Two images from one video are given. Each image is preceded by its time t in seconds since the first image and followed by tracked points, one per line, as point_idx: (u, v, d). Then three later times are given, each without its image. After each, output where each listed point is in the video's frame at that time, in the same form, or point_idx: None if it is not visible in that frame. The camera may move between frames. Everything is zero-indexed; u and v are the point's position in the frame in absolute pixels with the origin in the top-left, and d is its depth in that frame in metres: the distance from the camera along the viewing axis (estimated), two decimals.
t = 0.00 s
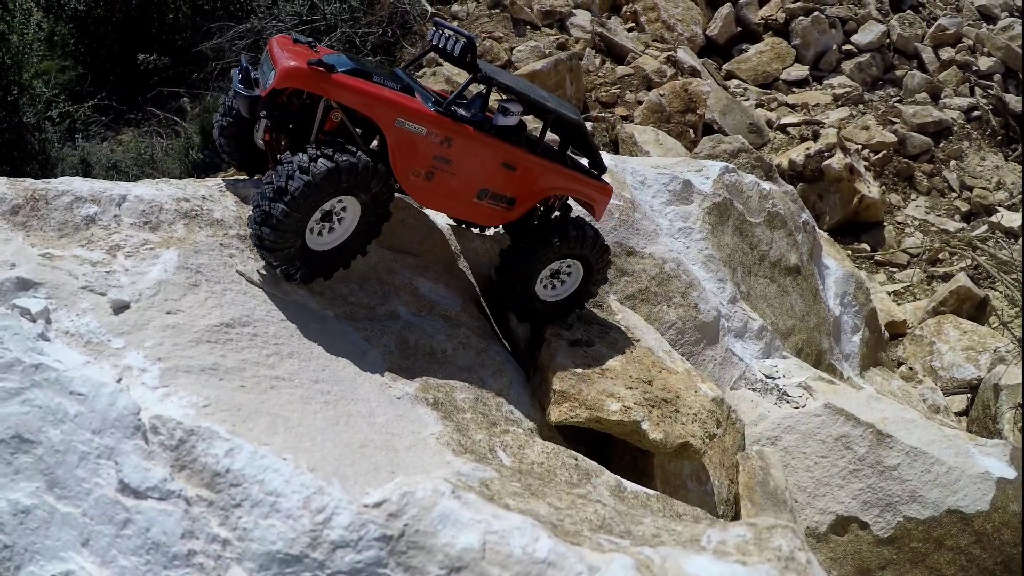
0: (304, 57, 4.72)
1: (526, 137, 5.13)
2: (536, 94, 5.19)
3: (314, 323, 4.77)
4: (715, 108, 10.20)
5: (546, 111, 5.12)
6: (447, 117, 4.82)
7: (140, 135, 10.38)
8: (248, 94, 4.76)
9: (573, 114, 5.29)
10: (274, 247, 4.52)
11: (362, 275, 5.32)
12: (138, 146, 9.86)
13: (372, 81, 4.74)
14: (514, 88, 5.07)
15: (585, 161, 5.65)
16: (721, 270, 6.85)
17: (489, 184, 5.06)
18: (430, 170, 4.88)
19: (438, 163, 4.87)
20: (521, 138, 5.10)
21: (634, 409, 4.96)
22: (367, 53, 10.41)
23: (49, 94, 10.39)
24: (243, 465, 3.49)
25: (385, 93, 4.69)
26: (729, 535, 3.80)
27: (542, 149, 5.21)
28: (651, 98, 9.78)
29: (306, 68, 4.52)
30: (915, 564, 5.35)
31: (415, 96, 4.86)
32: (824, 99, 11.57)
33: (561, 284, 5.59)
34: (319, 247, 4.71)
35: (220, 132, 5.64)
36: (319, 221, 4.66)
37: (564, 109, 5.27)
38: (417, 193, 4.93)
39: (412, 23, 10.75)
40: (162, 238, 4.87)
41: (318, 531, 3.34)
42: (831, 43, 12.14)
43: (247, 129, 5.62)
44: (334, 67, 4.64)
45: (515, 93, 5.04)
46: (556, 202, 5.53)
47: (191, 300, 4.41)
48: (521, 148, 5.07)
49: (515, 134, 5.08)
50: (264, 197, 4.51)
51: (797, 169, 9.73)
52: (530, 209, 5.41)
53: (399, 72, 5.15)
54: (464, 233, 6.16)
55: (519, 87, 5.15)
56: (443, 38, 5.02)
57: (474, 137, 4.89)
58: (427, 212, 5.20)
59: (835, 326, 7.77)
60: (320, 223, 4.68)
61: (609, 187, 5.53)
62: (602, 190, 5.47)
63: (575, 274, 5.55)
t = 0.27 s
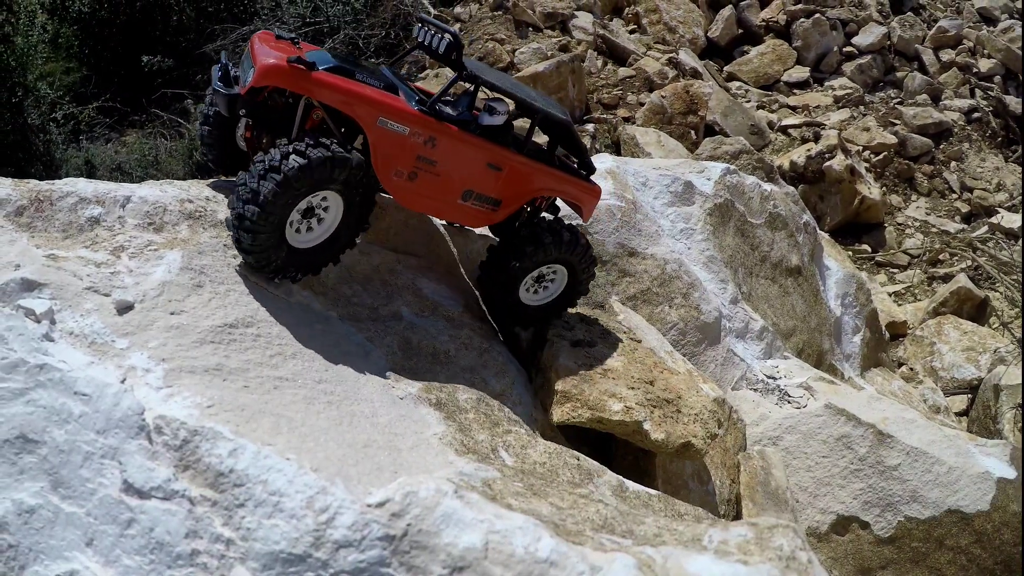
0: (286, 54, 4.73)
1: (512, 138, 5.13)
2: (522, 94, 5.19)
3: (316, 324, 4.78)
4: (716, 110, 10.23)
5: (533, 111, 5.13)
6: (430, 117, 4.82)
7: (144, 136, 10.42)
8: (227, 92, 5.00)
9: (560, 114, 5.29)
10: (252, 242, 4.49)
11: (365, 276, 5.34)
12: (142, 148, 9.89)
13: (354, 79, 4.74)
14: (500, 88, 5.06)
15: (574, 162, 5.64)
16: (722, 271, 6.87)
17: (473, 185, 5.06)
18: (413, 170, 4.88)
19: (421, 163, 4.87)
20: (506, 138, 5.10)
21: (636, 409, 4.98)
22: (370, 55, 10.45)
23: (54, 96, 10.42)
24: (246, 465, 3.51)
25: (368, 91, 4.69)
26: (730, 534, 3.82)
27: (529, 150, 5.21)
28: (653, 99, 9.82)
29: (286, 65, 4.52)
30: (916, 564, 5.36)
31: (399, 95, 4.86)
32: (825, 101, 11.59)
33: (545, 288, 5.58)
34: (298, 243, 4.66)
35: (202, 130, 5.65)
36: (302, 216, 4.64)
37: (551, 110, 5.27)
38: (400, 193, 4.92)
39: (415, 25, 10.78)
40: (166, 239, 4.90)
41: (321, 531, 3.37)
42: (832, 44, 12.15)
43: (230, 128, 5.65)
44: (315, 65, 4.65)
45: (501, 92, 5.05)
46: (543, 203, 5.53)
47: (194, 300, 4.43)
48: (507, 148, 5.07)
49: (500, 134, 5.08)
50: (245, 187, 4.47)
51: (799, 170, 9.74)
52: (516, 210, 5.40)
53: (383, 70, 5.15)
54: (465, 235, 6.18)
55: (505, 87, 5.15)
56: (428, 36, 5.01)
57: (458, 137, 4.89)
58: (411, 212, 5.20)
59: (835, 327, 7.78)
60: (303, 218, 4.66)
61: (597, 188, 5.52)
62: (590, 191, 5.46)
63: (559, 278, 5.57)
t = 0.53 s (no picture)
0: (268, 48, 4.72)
1: (497, 136, 5.13)
2: (507, 92, 5.20)
3: (319, 324, 4.80)
4: (718, 111, 10.25)
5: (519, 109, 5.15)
6: (414, 113, 4.81)
7: (149, 138, 10.46)
8: (206, 85, 4.80)
9: (546, 112, 5.30)
10: (231, 225, 4.43)
11: (368, 277, 5.37)
12: (147, 150, 9.93)
13: (337, 75, 4.74)
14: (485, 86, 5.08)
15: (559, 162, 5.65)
16: (723, 272, 6.89)
17: (458, 184, 5.05)
18: (397, 168, 4.87)
19: (405, 160, 4.86)
20: (491, 137, 5.11)
21: (638, 409, 5.00)
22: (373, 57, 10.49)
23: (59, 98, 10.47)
24: (250, 465, 3.54)
25: (351, 87, 4.68)
26: (731, 534, 3.84)
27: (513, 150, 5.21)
28: (655, 101, 9.87)
29: (268, 59, 4.51)
30: (916, 564, 5.38)
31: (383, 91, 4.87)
32: (826, 102, 11.61)
33: (528, 290, 5.61)
34: (277, 238, 4.62)
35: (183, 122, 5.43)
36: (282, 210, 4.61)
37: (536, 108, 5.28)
38: (382, 190, 4.89)
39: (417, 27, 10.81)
40: (171, 240, 4.93)
41: (324, 531, 3.39)
42: (833, 46, 12.16)
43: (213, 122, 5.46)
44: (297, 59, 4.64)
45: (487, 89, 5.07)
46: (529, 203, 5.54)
47: (198, 301, 4.45)
48: (492, 147, 5.07)
49: (485, 132, 5.08)
50: (230, 166, 4.43)
51: (800, 171, 9.77)
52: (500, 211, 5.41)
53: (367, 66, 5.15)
54: (467, 236, 6.21)
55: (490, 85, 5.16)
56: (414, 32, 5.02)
57: (443, 135, 4.89)
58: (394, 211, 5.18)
59: (836, 328, 7.81)
60: (283, 212, 4.63)
61: (583, 188, 5.54)
62: (576, 191, 5.47)
63: (541, 281, 5.60)
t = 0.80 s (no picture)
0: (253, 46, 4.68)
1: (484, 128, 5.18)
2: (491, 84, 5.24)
3: (321, 324, 4.81)
4: (719, 113, 10.27)
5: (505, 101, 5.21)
6: (403, 108, 4.83)
7: (153, 139, 10.49)
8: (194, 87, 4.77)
9: (530, 103, 5.36)
10: (230, 205, 4.35)
11: (371, 277, 5.39)
12: (150, 151, 9.96)
13: (324, 71, 4.72)
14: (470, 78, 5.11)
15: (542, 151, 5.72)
16: (725, 273, 6.91)
17: (448, 177, 5.10)
18: (388, 163, 4.88)
19: (396, 155, 4.88)
20: (479, 129, 5.15)
21: (640, 409, 5.01)
22: (376, 58, 10.53)
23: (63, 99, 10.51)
24: (253, 465, 3.57)
25: (339, 83, 4.67)
26: (733, 534, 3.86)
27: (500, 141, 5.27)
28: (656, 103, 9.90)
29: (257, 56, 4.48)
30: (917, 563, 5.39)
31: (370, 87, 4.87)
32: (827, 104, 11.63)
33: (525, 282, 5.65)
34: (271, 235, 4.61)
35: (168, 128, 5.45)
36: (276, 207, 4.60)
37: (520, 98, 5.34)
38: (375, 186, 4.91)
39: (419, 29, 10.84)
40: (174, 241, 4.95)
41: (327, 530, 3.42)
42: (834, 48, 12.17)
43: (198, 127, 5.47)
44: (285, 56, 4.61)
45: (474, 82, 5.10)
46: (518, 195, 5.60)
47: (202, 302, 4.48)
48: (480, 139, 5.12)
49: (473, 125, 5.13)
50: (234, 155, 4.39)
51: (801, 173, 9.78)
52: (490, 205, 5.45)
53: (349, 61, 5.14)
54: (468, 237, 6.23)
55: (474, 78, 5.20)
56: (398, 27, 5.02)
57: (432, 128, 4.92)
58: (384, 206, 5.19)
59: (837, 328, 7.83)
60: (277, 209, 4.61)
61: (568, 177, 5.62)
62: (561, 179, 5.55)
63: (538, 272, 5.63)
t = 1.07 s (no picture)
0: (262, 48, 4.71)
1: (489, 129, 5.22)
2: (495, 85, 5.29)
3: (325, 325, 4.83)
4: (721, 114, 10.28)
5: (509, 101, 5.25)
6: (411, 108, 4.86)
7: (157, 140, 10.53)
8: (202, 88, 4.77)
9: (533, 103, 5.41)
10: (252, 201, 4.36)
11: (374, 278, 5.41)
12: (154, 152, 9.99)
13: (333, 72, 4.75)
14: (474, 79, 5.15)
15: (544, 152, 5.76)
16: (726, 274, 6.93)
17: (455, 177, 5.12)
18: (397, 163, 4.90)
19: (405, 155, 4.90)
20: (484, 129, 5.19)
21: (642, 410, 5.04)
22: (379, 60, 10.57)
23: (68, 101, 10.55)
24: (257, 465, 3.59)
25: (348, 84, 4.69)
26: (734, 534, 3.88)
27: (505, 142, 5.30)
28: (659, 104, 9.92)
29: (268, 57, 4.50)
30: (919, 563, 5.40)
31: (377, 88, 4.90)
32: (829, 105, 11.65)
33: (527, 279, 5.67)
34: (283, 241, 4.63)
35: (169, 134, 5.49)
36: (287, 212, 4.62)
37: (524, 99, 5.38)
38: (384, 187, 4.92)
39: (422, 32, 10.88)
40: (178, 242, 4.98)
41: (330, 530, 3.44)
42: (835, 50, 12.18)
43: (200, 130, 5.52)
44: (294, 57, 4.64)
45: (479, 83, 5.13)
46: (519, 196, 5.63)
47: (206, 303, 4.50)
48: (486, 139, 5.16)
49: (479, 125, 5.16)
50: (248, 160, 4.42)
51: (802, 174, 9.81)
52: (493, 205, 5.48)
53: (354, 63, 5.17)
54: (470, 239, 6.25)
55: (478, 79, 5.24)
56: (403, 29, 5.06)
57: (439, 129, 4.95)
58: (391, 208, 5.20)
59: (837, 329, 7.84)
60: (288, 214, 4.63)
61: (571, 177, 5.66)
62: (564, 179, 5.60)
63: (540, 269, 5.64)
